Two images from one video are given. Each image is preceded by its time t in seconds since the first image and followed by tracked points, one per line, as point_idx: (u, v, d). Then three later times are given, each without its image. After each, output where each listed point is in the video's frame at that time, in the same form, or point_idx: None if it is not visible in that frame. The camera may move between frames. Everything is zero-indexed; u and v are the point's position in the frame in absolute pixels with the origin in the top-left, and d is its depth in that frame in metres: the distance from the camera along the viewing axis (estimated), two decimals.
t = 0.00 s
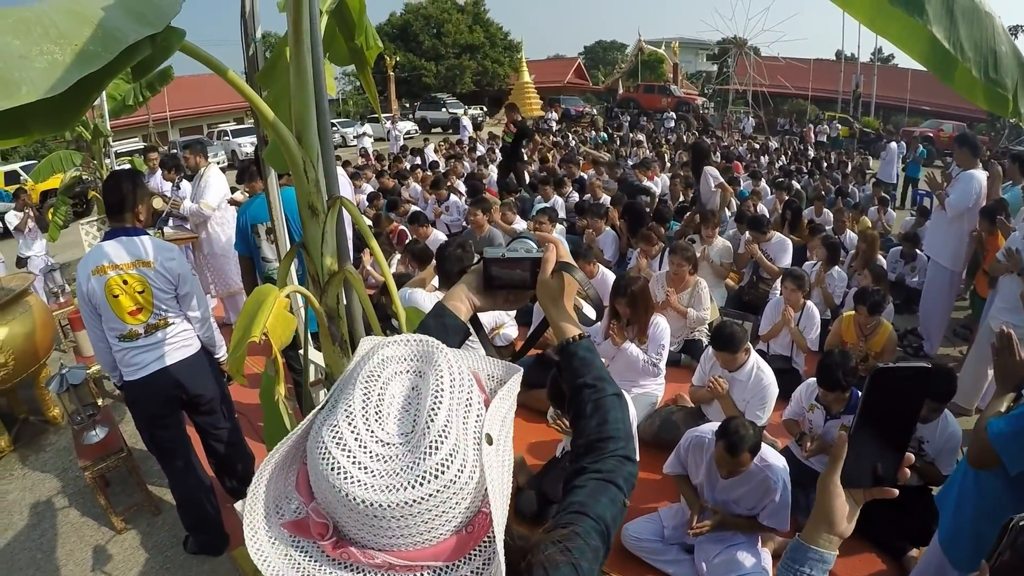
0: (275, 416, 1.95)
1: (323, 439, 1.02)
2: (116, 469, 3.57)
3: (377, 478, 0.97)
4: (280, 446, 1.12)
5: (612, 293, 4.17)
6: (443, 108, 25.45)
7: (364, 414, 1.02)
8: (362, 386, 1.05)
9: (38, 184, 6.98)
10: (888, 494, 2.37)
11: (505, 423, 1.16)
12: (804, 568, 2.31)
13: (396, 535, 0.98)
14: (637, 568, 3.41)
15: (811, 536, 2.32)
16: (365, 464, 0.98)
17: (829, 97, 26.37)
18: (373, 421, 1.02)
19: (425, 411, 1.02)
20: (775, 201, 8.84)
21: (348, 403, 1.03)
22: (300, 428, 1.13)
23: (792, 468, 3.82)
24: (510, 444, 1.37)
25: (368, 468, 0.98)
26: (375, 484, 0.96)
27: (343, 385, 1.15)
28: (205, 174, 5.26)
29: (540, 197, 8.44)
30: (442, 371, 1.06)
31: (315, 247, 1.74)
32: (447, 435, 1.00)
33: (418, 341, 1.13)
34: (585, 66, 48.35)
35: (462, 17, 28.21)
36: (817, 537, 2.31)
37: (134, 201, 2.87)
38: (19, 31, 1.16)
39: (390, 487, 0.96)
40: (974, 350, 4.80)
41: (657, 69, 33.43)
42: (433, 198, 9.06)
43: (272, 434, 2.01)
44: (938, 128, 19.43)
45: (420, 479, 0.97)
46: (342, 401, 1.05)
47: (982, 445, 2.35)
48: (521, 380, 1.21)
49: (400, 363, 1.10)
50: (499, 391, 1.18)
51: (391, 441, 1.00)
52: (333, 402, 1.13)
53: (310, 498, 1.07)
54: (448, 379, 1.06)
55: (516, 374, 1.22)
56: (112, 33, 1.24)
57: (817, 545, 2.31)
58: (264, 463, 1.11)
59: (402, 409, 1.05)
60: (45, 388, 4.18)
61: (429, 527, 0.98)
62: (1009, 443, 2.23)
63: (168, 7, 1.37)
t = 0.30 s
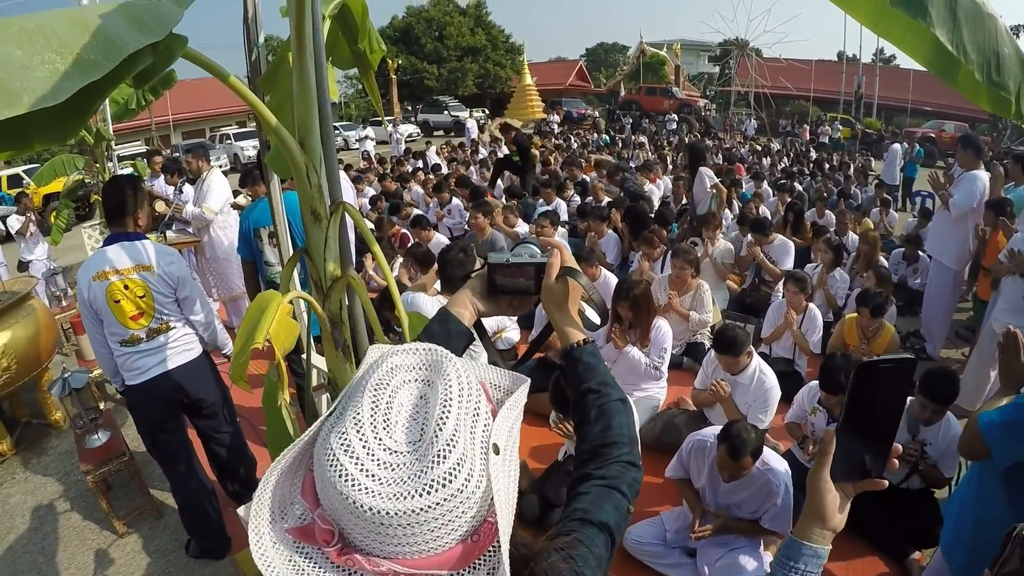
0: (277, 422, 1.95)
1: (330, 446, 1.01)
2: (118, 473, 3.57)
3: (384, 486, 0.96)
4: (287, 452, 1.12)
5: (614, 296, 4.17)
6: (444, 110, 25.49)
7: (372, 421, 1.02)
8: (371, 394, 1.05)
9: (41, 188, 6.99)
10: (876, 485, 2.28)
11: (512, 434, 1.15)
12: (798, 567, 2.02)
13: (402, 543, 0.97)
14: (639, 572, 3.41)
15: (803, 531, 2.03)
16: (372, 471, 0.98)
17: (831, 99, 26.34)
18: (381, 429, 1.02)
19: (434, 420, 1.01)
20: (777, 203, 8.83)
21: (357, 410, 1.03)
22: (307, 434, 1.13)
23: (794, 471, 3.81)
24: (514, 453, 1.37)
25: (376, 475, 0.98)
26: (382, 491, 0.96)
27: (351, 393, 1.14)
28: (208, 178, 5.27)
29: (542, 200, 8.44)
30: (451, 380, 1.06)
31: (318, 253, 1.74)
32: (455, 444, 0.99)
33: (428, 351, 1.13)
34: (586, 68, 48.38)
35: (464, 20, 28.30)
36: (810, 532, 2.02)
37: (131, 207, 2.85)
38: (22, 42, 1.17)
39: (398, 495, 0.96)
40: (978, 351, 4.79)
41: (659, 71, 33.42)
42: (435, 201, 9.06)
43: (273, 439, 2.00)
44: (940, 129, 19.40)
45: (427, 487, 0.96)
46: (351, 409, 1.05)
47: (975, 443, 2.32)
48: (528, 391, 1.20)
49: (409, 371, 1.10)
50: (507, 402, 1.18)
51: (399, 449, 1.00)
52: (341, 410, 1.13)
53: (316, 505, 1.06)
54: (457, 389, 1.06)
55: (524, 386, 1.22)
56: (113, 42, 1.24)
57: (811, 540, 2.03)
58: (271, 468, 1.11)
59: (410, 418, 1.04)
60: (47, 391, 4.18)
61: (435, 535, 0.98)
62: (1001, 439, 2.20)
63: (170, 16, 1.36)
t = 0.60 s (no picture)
0: (270, 421, 1.93)
1: (341, 453, 1.00)
2: (107, 470, 3.54)
3: (396, 493, 0.96)
4: (294, 455, 1.11)
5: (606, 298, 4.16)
6: (437, 109, 25.40)
7: (383, 426, 1.01)
8: (381, 399, 1.05)
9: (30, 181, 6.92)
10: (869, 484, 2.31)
11: (517, 437, 1.16)
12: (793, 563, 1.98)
13: (412, 550, 0.97)
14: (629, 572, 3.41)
15: (796, 528, 2.00)
16: (384, 478, 0.97)
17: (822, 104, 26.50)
18: (392, 435, 1.01)
19: (445, 426, 1.01)
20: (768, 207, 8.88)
21: (367, 416, 1.02)
22: (314, 439, 1.12)
23: (784, 474, 3.83)
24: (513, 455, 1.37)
25: (387, 482, 0.97)
26: (394, 499, 0.95)
27: (359, 397, 1.14)
28: (199, 173, 5.23)
29: (534, 201, 8.44)
30: (462, 387, 1.06)
31: (314, 252, 1.72)
32: (467, 451, 0.99)
33: (437, 355, 1.13)
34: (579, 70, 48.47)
35: (458, 19, 28.23)
36: (803, 529, 1.99)
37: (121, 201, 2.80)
38: (21, 35, 1.17)
39: (411, 502, 0.95)
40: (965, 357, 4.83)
41: (651, 74, 33.48)
42: (427, 200, 9.03)
43: (266, 438, 1.99)
44: (930, 136, 19.55)
45: (440, 495, 0.96)
46: (361, 414, 1.04)
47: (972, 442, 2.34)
48: (534, 396, 1.20)
49: (419, 376, 1.10)
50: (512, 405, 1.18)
51: (411, 456, 0.99)
52: (348, 414, 1.12)
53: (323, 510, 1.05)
54: (468, 395, 1.06)
55: (529, 387, 1.22)
56: (113, 38, 1.22)
57: (805, 537, 1.99)
58: (277, 473, 1.10)
59: (420, 424, 1.04)
60: (35, 387, 4.13)
61: (446, 542, 0.98)
62: (998, 439, 2.22)
63: (173, 13, 1.35)
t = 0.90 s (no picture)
0: (280, 415, 1.90)
1: (379, 469, 0.98)
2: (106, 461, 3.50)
3: (437, 511, 0.94)
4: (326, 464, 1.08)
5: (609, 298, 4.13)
6: (437, 106, 25.31)
7: (421, 442, 0.98)
8: (418, 412, 1.01)
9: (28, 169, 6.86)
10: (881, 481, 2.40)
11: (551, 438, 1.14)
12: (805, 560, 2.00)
13: (453, 565, 0.96)
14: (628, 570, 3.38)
15: (809, 525, 2.01)
16: (424, 496, 0.95)
17: (822, 110, 26.53)
18: (431, 450, 0.98)
19: (485, 441, 0.98)
20: (768, 211, 8.88)
21: (405, 430, 0.99)
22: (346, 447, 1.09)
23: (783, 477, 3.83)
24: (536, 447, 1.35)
25: (428, 500, 0.95)
26: (436, 518, 0.94)
27: (391, 404, 1.10)
28: (202, 165, 5.19)
29: (534, 200, 8.42)
30: (501, 398, 1.03)
31: (330, 245, 1.70)
32: (509, 467, 0.97)
33: (471, 361, 1.09)
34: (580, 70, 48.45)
35: (459, 16, 28.15)
36: (815, 526, 2.00)
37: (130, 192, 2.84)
38: (52, 12, 1.13)
39: (453, 522, 0.93)
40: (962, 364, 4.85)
41: (651, 75, 33.45)
42: (427, 197, 9.00)
43: (274, 432, 1.96)
44: (930, 144, 19.58)
45: (482, 513, 0.94)
46: (398, 427, 1.01)
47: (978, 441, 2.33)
48: (567, 395, 1.18)
49: (453, 384, 1.06)
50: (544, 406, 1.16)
51: (451, 472, 0.97)
52: (380, 422, 1.09)
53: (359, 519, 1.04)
54: (506, 407, 1.03)
55: (560, 385, 1.20)
56: (148, 22, 1.20)
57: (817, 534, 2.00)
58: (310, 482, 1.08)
59: (458, 436, 1.01)
60: (33, 377, 4.09)
61: (486, 556, 0.97)
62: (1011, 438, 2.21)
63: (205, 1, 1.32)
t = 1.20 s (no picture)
0: (276, 412, 1.87)
1: (404, 472, 0.98)
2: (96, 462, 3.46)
3: (464, 514, 0.94)
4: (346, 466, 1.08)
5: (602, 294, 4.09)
6: (425, 104, 25.21)
7: (446, 444, 0.98)
8: (441, 414, 1.01)
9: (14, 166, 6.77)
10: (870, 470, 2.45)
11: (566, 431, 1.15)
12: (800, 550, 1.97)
13: (480, 563, 0.97)
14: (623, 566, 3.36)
15: (802, 515, 1.99)
16: (451, 499, 0.95)
17: (810, 109, 26.70)
18: (456, 452, 0.98)
19: (510, 442, 0.99)
20: (756, 209, 8.93)
21: (429, 433, 0.99)
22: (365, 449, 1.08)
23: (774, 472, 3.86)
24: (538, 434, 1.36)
25: (454, 503, 0.95)
26: (464, 520, 0.94)
27: (411, 404, 1.10)
28: (193, 162, 5.11)
29: (524, 198, 8.41)
30: (524, 399, 1.03)
31: (330, 243, 1.67)
32: (535, 467, 0.98)
33: (490, 360, 1.09)
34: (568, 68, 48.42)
35: (447, 13, 28.08)
36: (809, 515, 1.98)
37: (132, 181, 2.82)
38: (67, 5, 1.11)
39: (481, 524, 0.94)
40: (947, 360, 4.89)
41: (640, 74, 33.47)
42: (417, 195, 8.96)
43: (268, 429, 1.93)
44: (916, 143, 19.75)
45: (509, 514, 0.95)
46: (421, 430, 1.00)
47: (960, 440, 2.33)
48: (580, 388, 1.18)
49: (474, 384, 1.05)
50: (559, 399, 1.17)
51: (476, 474, 0.97)
52: (399, 422, 1.09)
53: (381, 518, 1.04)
54: (528, 406, 1.03)
55: (572, 377, 1.20)
56: (164, 16, 1.19)
57: (811, 523, 1.98)
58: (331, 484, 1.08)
59: (481, 437, 1.01)
60: (22, 377, 4.04)
61: (512, 553, 0.98)
62: (992, 440, 2.19)
63: None
